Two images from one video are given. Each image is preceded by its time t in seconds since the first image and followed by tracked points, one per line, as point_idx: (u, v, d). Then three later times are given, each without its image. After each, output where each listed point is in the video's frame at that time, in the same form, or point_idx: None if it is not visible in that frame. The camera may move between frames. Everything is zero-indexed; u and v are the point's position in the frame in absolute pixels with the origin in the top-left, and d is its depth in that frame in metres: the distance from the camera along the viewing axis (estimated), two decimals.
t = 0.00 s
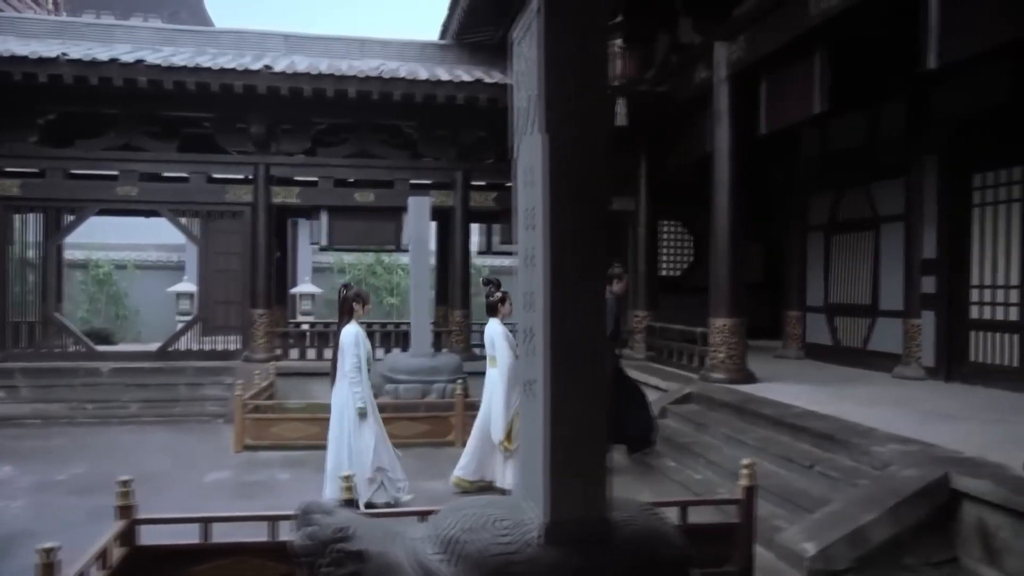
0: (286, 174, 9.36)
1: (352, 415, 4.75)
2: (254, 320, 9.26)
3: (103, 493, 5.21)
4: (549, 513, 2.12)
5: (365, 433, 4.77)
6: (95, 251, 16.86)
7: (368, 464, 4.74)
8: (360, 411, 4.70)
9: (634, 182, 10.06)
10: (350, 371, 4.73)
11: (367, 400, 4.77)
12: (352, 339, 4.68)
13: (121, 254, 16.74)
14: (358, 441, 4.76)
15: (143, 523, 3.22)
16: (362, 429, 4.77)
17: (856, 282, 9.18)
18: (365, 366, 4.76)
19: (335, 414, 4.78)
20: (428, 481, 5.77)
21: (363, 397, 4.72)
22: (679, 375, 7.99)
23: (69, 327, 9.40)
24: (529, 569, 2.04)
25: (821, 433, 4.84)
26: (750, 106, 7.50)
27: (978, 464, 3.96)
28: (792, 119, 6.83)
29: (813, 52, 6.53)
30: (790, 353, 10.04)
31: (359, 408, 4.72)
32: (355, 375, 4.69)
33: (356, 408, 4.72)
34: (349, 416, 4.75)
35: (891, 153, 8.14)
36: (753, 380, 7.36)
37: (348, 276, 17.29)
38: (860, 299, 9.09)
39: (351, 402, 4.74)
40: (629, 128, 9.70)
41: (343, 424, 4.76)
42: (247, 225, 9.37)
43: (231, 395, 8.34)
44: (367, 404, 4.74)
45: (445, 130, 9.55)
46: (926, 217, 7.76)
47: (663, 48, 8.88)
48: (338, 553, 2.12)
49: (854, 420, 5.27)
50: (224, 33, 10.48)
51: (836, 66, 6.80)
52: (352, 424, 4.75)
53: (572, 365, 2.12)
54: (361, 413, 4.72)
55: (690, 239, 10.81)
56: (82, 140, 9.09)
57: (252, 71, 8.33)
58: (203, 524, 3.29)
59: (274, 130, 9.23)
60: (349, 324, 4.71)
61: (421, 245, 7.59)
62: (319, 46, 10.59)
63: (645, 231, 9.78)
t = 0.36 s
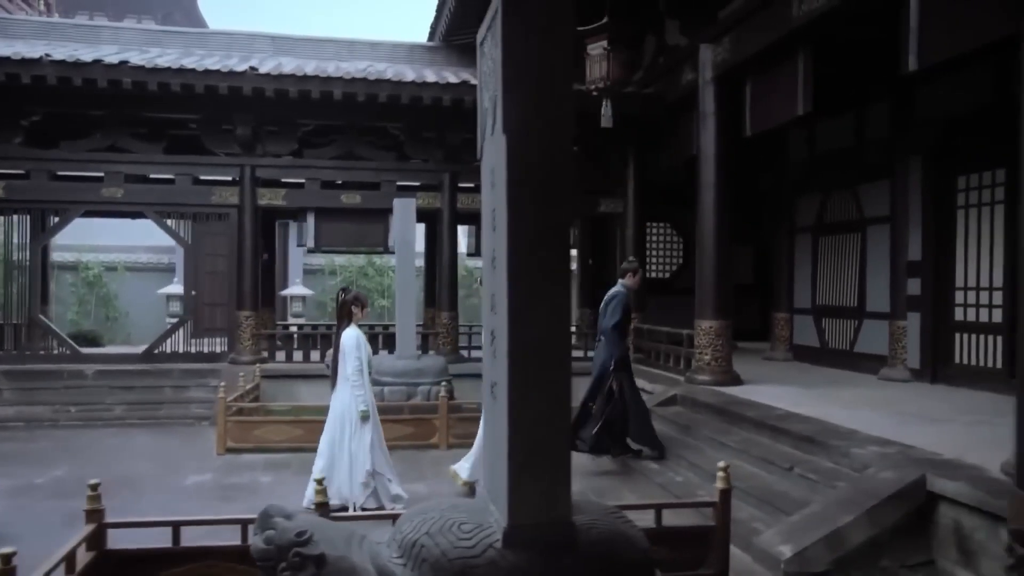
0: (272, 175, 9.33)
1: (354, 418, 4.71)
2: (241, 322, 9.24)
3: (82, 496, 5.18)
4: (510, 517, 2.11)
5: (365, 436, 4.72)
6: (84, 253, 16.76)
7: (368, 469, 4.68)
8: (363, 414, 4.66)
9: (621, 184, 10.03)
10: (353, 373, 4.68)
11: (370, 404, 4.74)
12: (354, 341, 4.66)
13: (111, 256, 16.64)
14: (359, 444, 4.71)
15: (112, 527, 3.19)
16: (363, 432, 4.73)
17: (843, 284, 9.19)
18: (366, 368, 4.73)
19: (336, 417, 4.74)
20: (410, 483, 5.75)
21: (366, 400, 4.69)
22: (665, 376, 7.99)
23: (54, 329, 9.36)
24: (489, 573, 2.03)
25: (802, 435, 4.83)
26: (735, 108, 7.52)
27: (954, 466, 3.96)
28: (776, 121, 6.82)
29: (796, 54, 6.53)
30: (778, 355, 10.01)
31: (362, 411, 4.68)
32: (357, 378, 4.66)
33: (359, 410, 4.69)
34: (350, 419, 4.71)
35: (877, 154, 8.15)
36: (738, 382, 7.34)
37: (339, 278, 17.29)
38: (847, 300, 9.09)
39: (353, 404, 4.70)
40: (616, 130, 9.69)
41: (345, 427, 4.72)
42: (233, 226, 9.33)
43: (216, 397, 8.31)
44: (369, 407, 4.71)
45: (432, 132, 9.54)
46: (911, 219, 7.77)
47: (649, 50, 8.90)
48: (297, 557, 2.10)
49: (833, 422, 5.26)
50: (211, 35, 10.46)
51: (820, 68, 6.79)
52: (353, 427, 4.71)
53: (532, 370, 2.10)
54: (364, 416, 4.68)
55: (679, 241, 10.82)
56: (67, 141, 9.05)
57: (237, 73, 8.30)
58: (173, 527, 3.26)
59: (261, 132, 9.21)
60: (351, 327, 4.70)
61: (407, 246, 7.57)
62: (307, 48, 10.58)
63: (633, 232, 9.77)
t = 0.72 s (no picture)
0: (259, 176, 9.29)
1: (354, 417, 4.65)
2: (227, 323, 9.22)
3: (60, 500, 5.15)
4: (472, 520, 2.09)
5: (366, 435, 4.67)
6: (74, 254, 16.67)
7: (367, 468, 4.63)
8: (365, 413, 4.61)
9: (608, 184, 10.00)
10: (353, 373, 4.64)
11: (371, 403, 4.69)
12: (353, 340, 4.62)
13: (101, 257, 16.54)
14: (358, 444, 4.65)
15: (83, 530, 3.17)
16: (364, 431, 4.67)
17: (830, 285, 9.20)
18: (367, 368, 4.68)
19: (336, 417, 4.68)
20: (392, 485, 5.73)
21: (367, 400, 4.64)
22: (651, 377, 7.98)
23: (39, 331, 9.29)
24: None
25: (783, 436, 4.82)
26: (720, 109, 7.52)
27: (932, 467, 3.95)
28: (761, 122, 6.81)
29: (780, 55, 6.52)
30: (766, 356, 10.01)
31: (364, 410, 4.63)
32: (358, 377, 4.61)
33: (361, 410, 4.63)
34: (351, 418, 4.65)
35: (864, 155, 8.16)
36: (724, 383, 7.34)
37: (330, 278, 17.26)
38: (834, 301, 9.10)
39: (354, 403, 4.65)
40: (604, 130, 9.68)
41: (344, 426, 4.66)
42: (220, 227, 9.30)
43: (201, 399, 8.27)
44: (371, 406, 4.65)
45: (419, 132, 9.52)
46: (897, 220, 7.78)
47: (637, 51, 8.91)
48: (257, 560, 2.09)
49: (813, 423, 5.25)
50: (197, 35, 10.44)
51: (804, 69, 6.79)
52: (354, 426, 4.65)
53: (494, 373, 2.09)
54: (366, 416, 4.62)
55: (668, 241, 10.84)
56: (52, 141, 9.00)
57: (222, 73, 8.28)
58: (143, 531, 3.23)
59: (249, 132, 9.21)
60: (349, 326, 4.65)
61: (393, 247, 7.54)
62: (294, 48, 10.57)
63: (621, 233, 9.78)
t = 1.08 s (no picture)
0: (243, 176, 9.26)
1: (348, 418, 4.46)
2: (210, 324, 9.18)
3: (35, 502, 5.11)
4: (428, 522, 2.06)
5: (360, 435, 4.49)
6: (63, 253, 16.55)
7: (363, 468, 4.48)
8: (359, 413, 4.41)
9: (594, 184, 9.98)
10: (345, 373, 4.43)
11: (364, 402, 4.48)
12: (347, 340, 4.39)
13: (90, 257, 16.45)
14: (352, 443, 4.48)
15: (48, 533, 3.13)
16: (358, 431, 4.49)
17: (815, 285, 9.20)
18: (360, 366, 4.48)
19: (328, 417, 4.48)
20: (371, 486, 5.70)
21: (361, 400, 4.43)
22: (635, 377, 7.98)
23: (21, 331, 9.22)
24: None
25: (761, 437, 4.81)
26: (703, 109, 7.53)
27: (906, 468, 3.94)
28: (743, 122, 6.81)
29: (761, 54, 6.52)
30: (752, 356, 10.01)
31: (357, 411, 4.43)
32: (352, 378, 4.38)
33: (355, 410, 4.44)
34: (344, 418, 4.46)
35: (848, 155, 8.17)
36: (707, 383, 7.34)
37: (320, 279, 17.19)
38: (819, 301, 9.11)
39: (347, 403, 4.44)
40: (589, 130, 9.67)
41: (336, 426, 4.47)
42: (204, 227, 9.25)
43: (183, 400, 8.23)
44: (365, 407, 4.44)
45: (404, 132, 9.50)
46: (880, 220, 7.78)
47: (622, 51, 8.89)
48: (211, 563, 2.06)
49: (792, 423, 5.24)
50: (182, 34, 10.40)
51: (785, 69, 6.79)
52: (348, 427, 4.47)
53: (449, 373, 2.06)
54: (359, 416, 4.42)
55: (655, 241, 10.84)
56: (34, 140, 8.94)
57: (205, 72, 8.24)
58: (109, 533, 3.20)
59: (233, 132, 9.19)
60: (343, 326, 4.41)
61: (375, 247, 7.51)
62: (280, 48, 10.55)
63: (606, 233, 9.77)
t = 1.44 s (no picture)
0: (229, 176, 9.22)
1: (340, 419, 4.31)
2: (196, 325, 9.13)
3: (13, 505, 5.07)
4: (390, 525, 1.99)
5: (352, 439, 4.32)
6: (52, 254, 16.44)
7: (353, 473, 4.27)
8: (353, 414, 4.27)
9: (581, 184, 9.96)
10: (340, 373, 4.29)
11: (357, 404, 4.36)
12: (341, 341, 4.28)
13: (80, 256, 16.30)
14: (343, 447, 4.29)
15: (16, 536, 3.10)
16: (350, 435, 4.32)
17: (802, 285, 9.22)
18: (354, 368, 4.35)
19: (320, 420, 4.31)
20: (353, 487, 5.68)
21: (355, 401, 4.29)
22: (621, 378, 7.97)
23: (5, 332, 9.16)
24: None
25: (742, 437, 4.80)
26: (689, 108, 7.51)
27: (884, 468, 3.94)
28: (727, 122, 6.80)
29: (746, 54, 6.51)
30: (740, 357, 9.98)
31: (351, 411, 4.29)
32: (347, 378, 4.26)
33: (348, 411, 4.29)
34: (336, 420, 4.29)
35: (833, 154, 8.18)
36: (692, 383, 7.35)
37: (310, 279, 17.13)
38: (805, 301, 9.12)
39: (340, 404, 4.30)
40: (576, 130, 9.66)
41: (329, 429, 4.30)
42: (189, 227, 9.22)
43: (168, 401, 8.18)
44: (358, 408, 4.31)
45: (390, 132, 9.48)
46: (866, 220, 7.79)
47: (609, 51, 8.88)
48: (170, 566, 2.05)
49: (773, 423, 5.24)
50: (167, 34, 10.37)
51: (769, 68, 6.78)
52: (340, 430, 4.30)
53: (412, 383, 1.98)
54: (352, 417, 4.29)
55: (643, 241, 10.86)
56: (17, 140, 8.88)
57: (189, 72, 8.21)
58: (78, 536, 3.16)
59: (219, 132, 9.16)
60: (338, 327, 4.31)
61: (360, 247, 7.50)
62: (266, 48, 10.53)
63: (593, 233, 9.76)
